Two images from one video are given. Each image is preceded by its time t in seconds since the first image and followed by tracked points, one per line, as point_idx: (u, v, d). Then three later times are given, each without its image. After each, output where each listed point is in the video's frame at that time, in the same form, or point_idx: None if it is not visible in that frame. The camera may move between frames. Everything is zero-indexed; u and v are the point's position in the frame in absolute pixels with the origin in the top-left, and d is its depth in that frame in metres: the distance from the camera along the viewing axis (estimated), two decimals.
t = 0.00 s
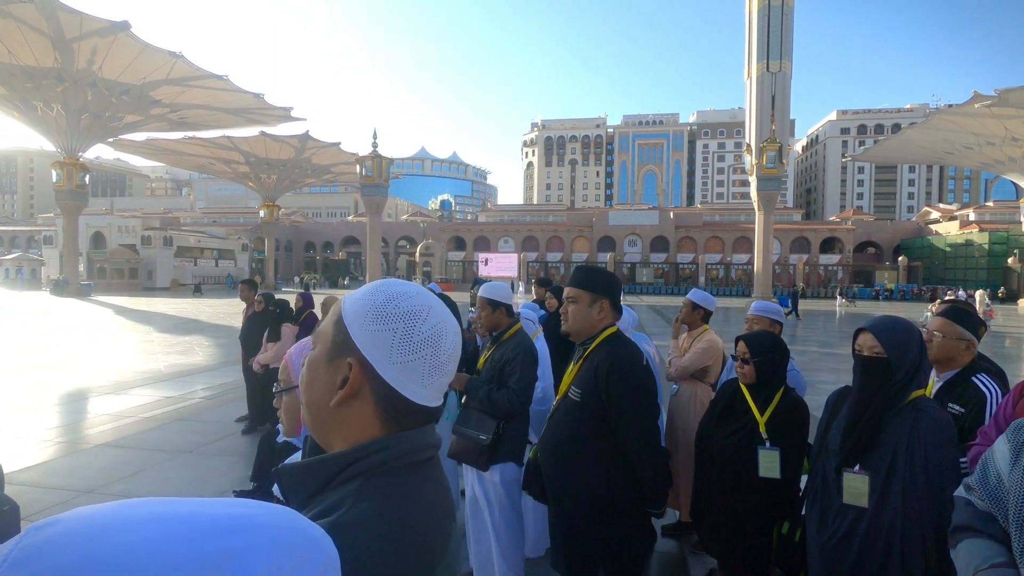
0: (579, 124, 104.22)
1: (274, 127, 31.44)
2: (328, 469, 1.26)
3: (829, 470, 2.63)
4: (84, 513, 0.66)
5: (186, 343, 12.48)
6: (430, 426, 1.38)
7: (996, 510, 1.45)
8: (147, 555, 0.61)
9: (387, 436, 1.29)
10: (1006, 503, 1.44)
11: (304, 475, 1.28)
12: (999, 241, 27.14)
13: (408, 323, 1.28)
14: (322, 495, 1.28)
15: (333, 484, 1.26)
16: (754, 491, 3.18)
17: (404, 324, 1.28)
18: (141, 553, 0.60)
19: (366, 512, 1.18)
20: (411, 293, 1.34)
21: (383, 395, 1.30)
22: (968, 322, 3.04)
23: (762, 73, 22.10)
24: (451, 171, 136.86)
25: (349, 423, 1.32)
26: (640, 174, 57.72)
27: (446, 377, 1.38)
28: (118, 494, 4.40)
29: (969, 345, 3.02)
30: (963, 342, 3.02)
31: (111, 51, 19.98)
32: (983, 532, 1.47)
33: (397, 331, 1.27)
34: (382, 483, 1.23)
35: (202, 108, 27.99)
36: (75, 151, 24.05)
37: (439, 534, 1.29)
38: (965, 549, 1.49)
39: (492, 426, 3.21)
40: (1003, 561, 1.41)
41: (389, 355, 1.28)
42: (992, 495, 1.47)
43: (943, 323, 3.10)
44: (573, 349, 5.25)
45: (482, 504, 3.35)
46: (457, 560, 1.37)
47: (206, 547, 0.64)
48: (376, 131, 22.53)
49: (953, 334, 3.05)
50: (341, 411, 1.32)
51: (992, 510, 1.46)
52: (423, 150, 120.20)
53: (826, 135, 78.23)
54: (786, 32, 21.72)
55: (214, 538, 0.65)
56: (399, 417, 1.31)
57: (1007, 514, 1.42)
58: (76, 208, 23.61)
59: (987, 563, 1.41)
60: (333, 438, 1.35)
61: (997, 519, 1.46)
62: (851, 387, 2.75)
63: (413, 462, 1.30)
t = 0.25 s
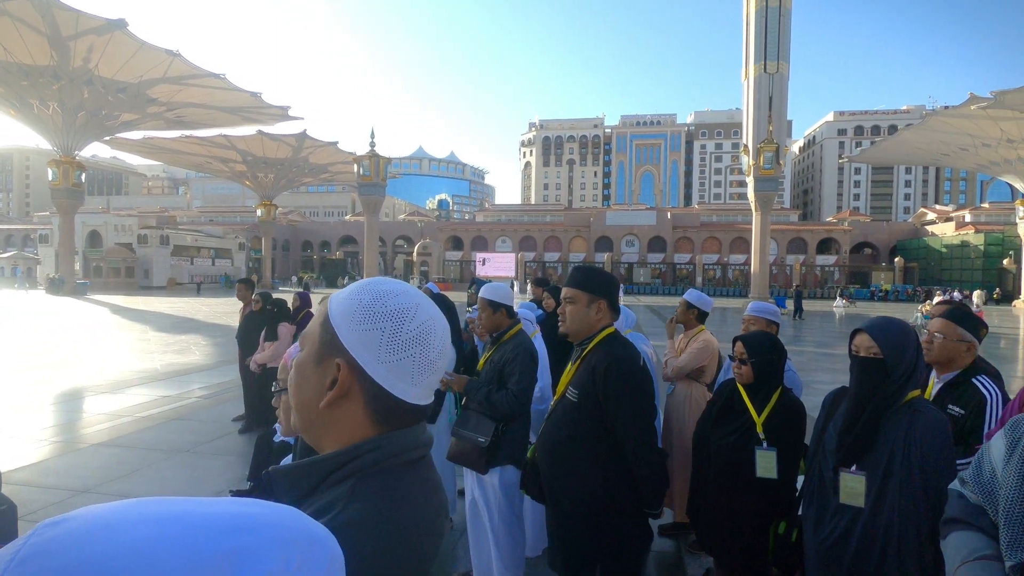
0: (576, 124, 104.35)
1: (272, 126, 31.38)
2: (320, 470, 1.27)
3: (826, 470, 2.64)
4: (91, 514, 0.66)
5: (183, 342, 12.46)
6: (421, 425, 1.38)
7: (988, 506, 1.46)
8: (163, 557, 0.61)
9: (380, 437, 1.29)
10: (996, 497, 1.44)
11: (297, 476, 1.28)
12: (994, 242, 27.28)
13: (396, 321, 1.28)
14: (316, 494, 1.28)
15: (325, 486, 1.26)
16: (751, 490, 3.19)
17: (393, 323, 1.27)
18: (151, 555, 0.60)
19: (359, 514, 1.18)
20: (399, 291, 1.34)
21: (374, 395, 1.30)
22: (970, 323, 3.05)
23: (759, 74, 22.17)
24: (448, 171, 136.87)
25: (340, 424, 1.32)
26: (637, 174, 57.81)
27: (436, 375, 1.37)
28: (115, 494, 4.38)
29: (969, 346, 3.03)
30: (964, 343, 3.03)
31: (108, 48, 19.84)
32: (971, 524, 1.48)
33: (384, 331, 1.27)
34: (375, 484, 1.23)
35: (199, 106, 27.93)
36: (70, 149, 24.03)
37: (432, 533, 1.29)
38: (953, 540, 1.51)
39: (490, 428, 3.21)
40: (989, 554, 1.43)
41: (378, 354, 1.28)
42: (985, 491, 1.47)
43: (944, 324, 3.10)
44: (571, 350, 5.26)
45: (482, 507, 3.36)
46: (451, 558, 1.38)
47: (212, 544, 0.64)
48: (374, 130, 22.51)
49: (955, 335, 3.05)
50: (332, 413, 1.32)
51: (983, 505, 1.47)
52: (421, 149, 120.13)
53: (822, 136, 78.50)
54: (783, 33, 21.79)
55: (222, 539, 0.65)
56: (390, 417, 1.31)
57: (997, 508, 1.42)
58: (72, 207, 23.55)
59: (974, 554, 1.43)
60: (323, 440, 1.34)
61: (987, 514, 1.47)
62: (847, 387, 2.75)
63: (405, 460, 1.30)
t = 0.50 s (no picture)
0: (573, 125, 104.43)
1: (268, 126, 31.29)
2: (310, 472, 1.26)
3: (821, 470, 2.64)
4: (79, 520, 0.65)
5: (179, 342, 12.42)
6: (411, 426, 1.38)
7: (956, 496, 1.48)
8: (167, 559, 0.61)
9: (371, 437, 1.29)
10: (963, 488, 1.46)
11: (289, 478, 1.28)
12: (989, 243, 27.38)
13: (386, 322, 1.28)
14: (309, 494, 1.27)
15: (317, 487, 1.26)
16: (747, 491, 3.20)
17: (382, 324, 1.28)
18: (140, 559, 0.60)
19: (351, 516, 1.18)
20: (389, 291, 1.34)
21: (364, 396, 1.30)
22: (966, 324, 3.07)
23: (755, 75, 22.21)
24: (445, 171, 136.79)
25: (329, 426, 1.32)
26: (634, 175, 57.88)
27: (427, 376, 1.38)
28: (110, 494, 4.37)
29: (964, 346, 3.05)
30: (959, 344, 3.05)
31: (103, 48, 19.71)
32: (937, 515, 1.52)
33: (374, 332, 1.27)
34: (365, 484, 1.23)
35: (195, 106, 27.84)
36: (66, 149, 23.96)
37: (424, 533, 1.28)
38: (921, 532, 1.54)
39: (487, 431, 3.22)
40: (957, 544, 1.46)
41: (368, 356, 1.28)
42: (955, 482, 1.48)
43: (939, 324, 3.12)
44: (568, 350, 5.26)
45: (479, 511, 3.36)
46: (444, 557, 1.37)
47: (206, 546, 0.64)
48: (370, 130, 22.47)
49: (950, 335, 3.07)
50: (321, 414, 1.32)
51: (951, 495, 1.50)
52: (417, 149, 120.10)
53: (818, 137, 78.72)
54: (779, 35, 21.85)
55: (217, 539, 0.66)
56: (383, 420, 1.32)
57: (965, 500, 1.44)
58: (66, 206, 23.45)
59: (942, 545, 1.47)
60: (315, 441, 1.34)
61: (953, 505, 1.49)
62: (841, 388, 2.77)
63: (395, 461, 1.30)
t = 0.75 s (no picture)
0: (571, 125, 104.47)
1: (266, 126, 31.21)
2: (305, 470, 1.26)
3: (817, 471, 2.66)
4: (78, 521, 0.68)
5: (176, 342, 12.37)
6: (405, 423, 1.39)
7: (923, 491, 1.59)
8: (160, 557, 0.64)
9: (364, 434, 1.29)
10: (931, 480, 1.58)
11: (285, 477, 1.27)
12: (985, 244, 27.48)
13: (378, 320, 1.28)
14: (303, 492, 1.26)
15: (311, 485, 1.25)
16: (744, 490, 3.20)
17: (375, 321, 1.28)
18: (147, 551, 0.64)
19: (346, 512, 1.17)
20: (383, 290, 1.34)
21: (358, 394, 1.30)
22: (956, 323, 3.07)
23: (753, 76, 22.23)
24: (443, 171, 136.77)
25: (324, 423, 1.32)
26: (632, 175, 57.90)
27: (421, 373, 1.38)
28: (107, 495, 4.35)
29: (955, 345, 3.07)
30: (950, 343, 3.06)
31: (101, 47, 19.66)
32: (909, 509, 1.61)
33: (367, 330, 1.27)
34: (361, 482, 1.23)
35: (192, 105, 27.76)
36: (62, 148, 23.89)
37: (419, 529, 1.29)
38: (892, 524, 1.62)
39: (485, 431, 3.22)
40: (926, 535, 1.54)
41: (362, 353, 1.28)
42: (921, 473, 1.61)
43: (931, 324, 3.12)
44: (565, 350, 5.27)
45: (477, 512, 3.36)
46: (439, 556, 1.38)
47: (200, 540, 0.67)
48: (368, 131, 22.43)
49: (941, 335, 3.08)
50: (315, 413, 1.31)
51: (920, 490, 1.61)
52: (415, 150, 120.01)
53: (815, 138, 78.89)
54: (777, 36, 21.88)
55: (212, 533, 0.69)
56: (376, 416, 1.32)
57: (932, 494, 1.56)
58: (63, 206, 23.39)
59: (911, 536, 1.55)
60: (309, 439, 1.34)
61: (922, 500, 1.60)
62: (838, 388, 2.78)
63: (390, 459, 1.29)
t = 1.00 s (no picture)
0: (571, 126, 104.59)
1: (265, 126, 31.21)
2: (307, 469, 1.26)
3: (816, 472, 2.64)
4: (77, 522, 0.68)
5: (175, 343, 12.36)
6: (407, 422, 1.38)
7: (902, 491, 1.69)
8: (145, 557, 0.64)
9: (365, 433, 1.29)
10: (911, 482, 1.67)
11: (285, 476, 1.27)
12: (984, 245, 27.52)
13: (379, 320, 1.28)
14: (305, 492, 1.27)
15: (313, 484, 1.25)
16: (744, 490, 3.20)
17: (375, 321, 1.28)
18: (147, 544, 0.65)
19: (348, 512, 1.17)
20: (383, 290, 1.35)
21: (359, 393, 1.30)
22: (942, 322, 3.04)
23: (752, 78, 22.26)
24: (443, 171, 136.80)
25: (326, 424, 1.32)
26: (631, 176, 57.94)
27: (421, 372, 1.38)
28: (106, 495, 4.35)
29: (941, 344, 3.06)
30: (936, 341, 3.05)
31: (100, 47, 19.66)
32: (890, 510, 1.70)
33: (368, 329, 1.27)
34: (363, 481, 1.23)
35: (191, 105, 27.76)
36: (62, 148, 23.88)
37: (419, 532, 1.27)
38: (875, 526, 1.71)
39: (484, 431, 3.23)
40: (907, 536, 1.63)
41: (362, 353, 1.28)
42: (899, 475, 1.71)
43: (917, 323, 3.09)
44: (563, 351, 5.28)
45: (476, 512, 3.36)
46: (441, 554, 1.37)
47: (192, 537, 0.68)
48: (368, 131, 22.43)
49: (927, 333, 3.05)
50: (317, 413, 1.31)
51: (899, 491, 1.71)
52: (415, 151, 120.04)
53: (814, 139, 79.03)
54: (776, 38, 21.93)
55: (200, 530, 0.69)
56: (375, 414, 1.32)
57: (911, 494, 1.65)
58: (62, 206, 23.40)
59: (894, 536, 1.64)
60: (310, 438, 1.34)
61: (901, 500, 1.70)
62: (836, 389, 2.78)
63: (391, 458, 1.29)
